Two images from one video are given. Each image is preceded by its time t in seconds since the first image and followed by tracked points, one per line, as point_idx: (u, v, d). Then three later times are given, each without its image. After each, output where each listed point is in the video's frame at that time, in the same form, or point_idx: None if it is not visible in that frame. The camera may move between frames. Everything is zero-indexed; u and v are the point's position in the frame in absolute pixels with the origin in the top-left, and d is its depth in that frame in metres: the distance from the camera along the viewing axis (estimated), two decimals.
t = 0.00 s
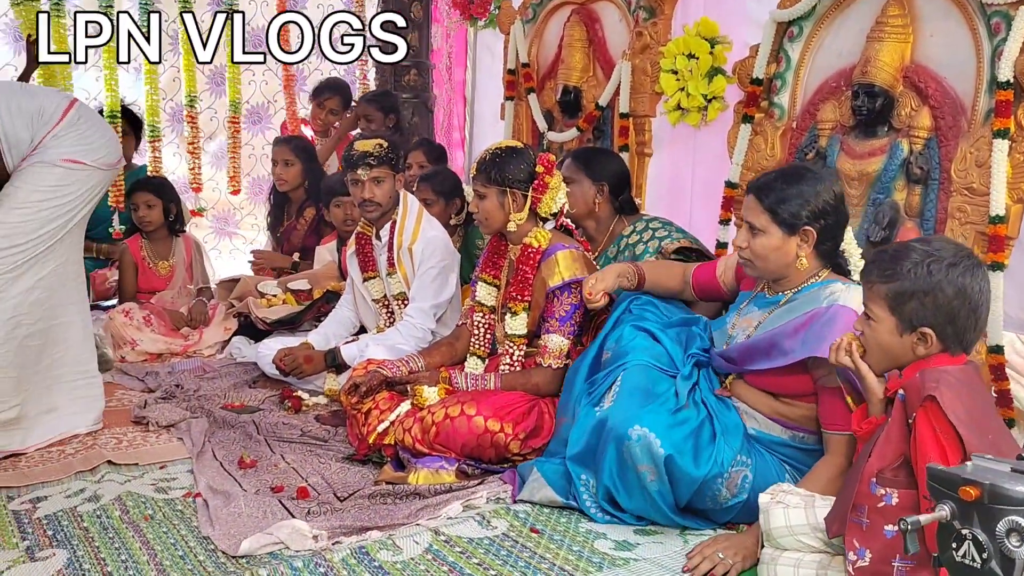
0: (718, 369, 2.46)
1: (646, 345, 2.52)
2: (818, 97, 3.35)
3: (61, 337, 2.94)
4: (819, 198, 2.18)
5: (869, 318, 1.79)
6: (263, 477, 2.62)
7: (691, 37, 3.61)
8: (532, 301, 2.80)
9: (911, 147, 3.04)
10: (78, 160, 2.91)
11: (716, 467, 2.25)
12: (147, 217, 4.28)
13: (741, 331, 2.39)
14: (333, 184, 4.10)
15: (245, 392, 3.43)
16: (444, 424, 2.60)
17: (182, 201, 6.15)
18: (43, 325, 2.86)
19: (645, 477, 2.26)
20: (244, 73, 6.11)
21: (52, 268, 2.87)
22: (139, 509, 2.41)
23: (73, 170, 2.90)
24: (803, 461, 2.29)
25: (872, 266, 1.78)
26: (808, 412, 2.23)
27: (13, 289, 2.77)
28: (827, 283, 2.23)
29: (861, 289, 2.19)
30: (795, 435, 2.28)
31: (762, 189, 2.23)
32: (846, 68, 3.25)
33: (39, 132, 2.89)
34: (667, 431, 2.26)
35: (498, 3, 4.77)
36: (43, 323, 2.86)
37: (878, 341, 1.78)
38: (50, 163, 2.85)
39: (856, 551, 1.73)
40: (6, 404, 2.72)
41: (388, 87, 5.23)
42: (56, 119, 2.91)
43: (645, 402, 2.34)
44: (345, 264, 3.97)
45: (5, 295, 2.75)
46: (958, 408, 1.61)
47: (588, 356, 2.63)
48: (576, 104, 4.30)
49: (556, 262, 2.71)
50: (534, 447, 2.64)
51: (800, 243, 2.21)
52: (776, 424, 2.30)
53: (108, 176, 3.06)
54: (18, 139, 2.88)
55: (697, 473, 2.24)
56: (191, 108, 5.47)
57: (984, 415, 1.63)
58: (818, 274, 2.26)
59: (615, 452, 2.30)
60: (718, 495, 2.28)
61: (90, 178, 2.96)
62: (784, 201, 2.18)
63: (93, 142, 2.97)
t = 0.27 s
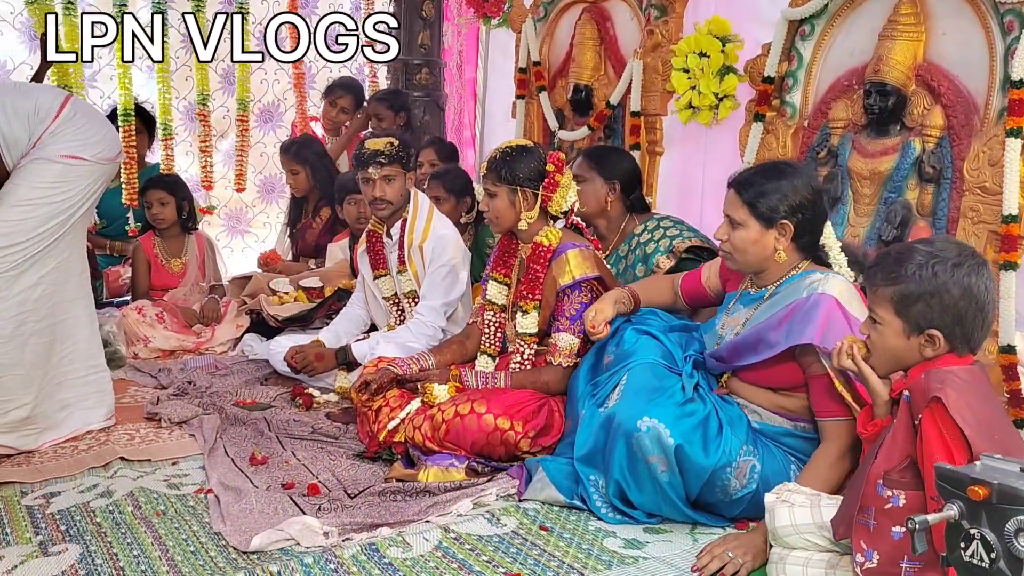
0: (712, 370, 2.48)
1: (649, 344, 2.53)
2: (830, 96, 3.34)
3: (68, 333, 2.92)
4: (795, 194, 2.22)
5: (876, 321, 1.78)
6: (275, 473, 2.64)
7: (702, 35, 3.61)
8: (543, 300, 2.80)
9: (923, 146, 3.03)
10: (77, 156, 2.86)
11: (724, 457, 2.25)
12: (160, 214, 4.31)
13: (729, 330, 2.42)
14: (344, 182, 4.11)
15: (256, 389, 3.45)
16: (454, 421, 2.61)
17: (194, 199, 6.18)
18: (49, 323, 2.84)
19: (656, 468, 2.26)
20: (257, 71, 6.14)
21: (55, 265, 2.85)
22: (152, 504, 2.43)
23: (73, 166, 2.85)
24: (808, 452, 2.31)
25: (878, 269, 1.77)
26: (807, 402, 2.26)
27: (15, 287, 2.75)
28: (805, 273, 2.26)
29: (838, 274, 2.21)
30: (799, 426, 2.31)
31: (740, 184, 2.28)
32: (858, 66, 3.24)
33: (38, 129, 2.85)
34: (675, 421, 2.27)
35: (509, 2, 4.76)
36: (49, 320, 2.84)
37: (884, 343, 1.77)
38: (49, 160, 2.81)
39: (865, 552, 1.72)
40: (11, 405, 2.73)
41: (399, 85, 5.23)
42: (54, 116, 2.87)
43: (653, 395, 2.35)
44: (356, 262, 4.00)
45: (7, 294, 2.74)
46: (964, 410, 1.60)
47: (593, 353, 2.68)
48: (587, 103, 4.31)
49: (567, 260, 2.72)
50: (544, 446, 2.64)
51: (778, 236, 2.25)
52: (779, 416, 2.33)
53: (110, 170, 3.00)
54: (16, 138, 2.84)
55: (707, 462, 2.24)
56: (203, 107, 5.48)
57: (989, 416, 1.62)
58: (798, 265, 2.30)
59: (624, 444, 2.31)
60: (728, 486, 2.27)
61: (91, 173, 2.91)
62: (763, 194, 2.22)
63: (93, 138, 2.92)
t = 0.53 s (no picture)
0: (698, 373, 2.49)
1: (648, 345, 2.52)
2: (839, 96, 3.33)
3: (79, 329, 2.92)
4: (761, 193, 2.24)
5: (877, 324, 1.78)
6: (283, 472, 2.65)
7: (711, 35, 3.59)
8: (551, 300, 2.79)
9: (934, 146, 3.02)
10: (79, 150, 2.85)
11: (722, 446, 2.25)
12: (170, 213, 4.32)
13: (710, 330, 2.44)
14: (352, 182, 4.12)
15: (264, 388, 3.46)
16: (462, 421, 2.61)
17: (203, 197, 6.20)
18: (61, 318, 2.85)
19: (654, 457, 2.28)
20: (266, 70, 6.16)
21: (63, 261, 2.85)
22: (160, 502, 2.44)
23: (75, 160, 2.85)
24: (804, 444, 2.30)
25: (880, 270, 1.77)
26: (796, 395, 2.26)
27: (23, 283, 2.76)
28: (777, 267, 2.29)
29: (805, 267, 2.24)
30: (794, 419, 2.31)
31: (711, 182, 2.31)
32: (868, 66, 3.22)
33: (38, 123, 2.83)
34: (672, 410, 2.28)
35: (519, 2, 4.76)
36: (60, 316, 2.85)
37: (886, 346, 1.77)
38: (50, 155, 2.80)
39: (870, 555, 1.71)
40: (19, 401, 2.74)
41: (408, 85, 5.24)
42: (56, 110, 2.86)
43: (650, 388, 2.37)
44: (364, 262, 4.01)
45: (15, 291, 2.74)
46: (963, 412, 1.58)
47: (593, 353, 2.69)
48: (596, 103, 4.30)
49: (575, 261, 2.72)
50: (552, 445, 2.64)
51: (744, 235, 2.29)
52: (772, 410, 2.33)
53: (113, 162, 3.00)
54: (16, 131, 2.83)
55: (705, 450, 2.25)
56: (211, 106, 5.49)
57: (992, 418, 1.60)
58: (769, 261, 2.32)
59: (622, 436, 2.32)
60: (728, 477, 2.27)
61: (92, 166, 2.90)
62: (731, 195, 2.25)
63: (95, 131, 2.92)
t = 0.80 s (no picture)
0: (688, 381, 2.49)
1: (646, 353, 2.52)
2: (846, 99, 3.32)
3: (86, 328, 2.93)
4: (737, 200, 2.26)
5: (876, 328, 1.77)
6: (286, 473, 2.64)
7: (718, 38, 3.59)
8: (556, 302, 2.79)
9: (940, 150, 3.01)
10: (84, 150, 2.85)
11: (721, 447, 2.24)
12: (176, 213, 4.33)
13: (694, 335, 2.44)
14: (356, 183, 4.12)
15: (268, 388, 3.46)
16: (466, 422, 2.60)
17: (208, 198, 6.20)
18: (69, 318, 2.85)
19: (653, 461, 2.27)
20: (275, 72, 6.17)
21: (70, 262, 2.85)
22: (163, 502, 2.44)
23: (79, 160, 2.84)
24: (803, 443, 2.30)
25: (880, 274, 1.76)
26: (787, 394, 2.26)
27: (30, 283, 2.76)
28: (751, 267, 2.29)
29: (778, 265, 2.24)
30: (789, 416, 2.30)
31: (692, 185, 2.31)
32: (875, 69, 3.22)
33: (43, 122, 2.83)
34: (668, 413, 2.28)
35: (525, 3, 4.76)
36: (68, 316, 2.85)
37: (886, 351, 1.76)
38: (54, 154, 2.80)
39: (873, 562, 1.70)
40: (25, 400, 2.75)
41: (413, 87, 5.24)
42: (61, 108, 2.86)
43: (646, 392, 2.36)
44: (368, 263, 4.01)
45: (23, 291, 2.74)
46: (962, 417, 1.57)
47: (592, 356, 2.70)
48: (602, 105, 4.30)
49: (580, 263, 2.71)
50: (557, 446, 2.63)
51: (719, 240, 2.30)
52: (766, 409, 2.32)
53: (118, 161, 2.99)
54: (21, 128, 2.84)
55: (703, 451, 2.24)
56: (217, 107, 5.50)
57: (992, 423, 1.58)
58: (745, 263, 2.33)
59: (619, 440, 2.31)
60: (729, 478, 2.26)
61: (97, 166, 2.89)
62: (706, 200, 2.26)
63: (100, 130, 2.91)
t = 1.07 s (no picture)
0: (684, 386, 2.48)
1: (644, 358, 2.50)
2: (849, 102, 3.32)
3: (92, 327, 2.93)
4: (733, 202, 2.26)
5: (879, 331, 1.76)
6: (288, 474, 2.64)
7: (721, 40, 3.58)
8: (558, 304, 2.79)
9: (944, 153, 3.01)
10: (83, 150, 2.84)
11: (721, 450, 2.24)
12: (179, 214, 4.33)
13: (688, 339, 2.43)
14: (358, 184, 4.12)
15: (270, 389, 3.46)
16: (468, 424, 2.60)
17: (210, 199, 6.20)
18: (75, 317, 2.85)
19: (653, 466, 2.26)
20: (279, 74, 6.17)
21: (74, 262, 2.85)
22: (165, 502, 2.44)
23: (80, 160, 2.84)
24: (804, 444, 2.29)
25: (880, 278, 1.75)
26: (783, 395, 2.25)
27: (35, 284, 2.76)
28: (743, 269, 2.29)
29: (767, 266, 2.24)
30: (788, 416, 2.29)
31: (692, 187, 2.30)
32: (878, 72, 3.22)
33: (43, 121, 2.83)
34: (666, 417, 2.27)
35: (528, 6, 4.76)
36: (73, 316, 2.85)
37: (889, 355, 1.75)
38: (54, 154, 2.79)
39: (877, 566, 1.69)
40: (28, 400, 2.75)
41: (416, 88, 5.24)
42: (61, 108, 2.86)
43: (644, 397, 2.36)
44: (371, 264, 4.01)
45: (27, 291, 2.75)
46: (969, 420, 1.56)
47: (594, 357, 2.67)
48: (605, 107, 4.30)
49: (582, 264, 2.71)
50: (559, 448, 2.62)
51: (717, 241, 2.29)
52: (764, 410, 2.31)
53: (119, 159, 2.99)
54: (20, 126, 2.84)
55: (703, 455, 2.23)
56: (220, 108, 5.50)
57: (998, 427, 1.57)
58: (734, 266, 2.32)
59: (618, 446, 2.30)
60: (730, 481, 2.25)
61: (97, 166, 2.89)
62: (704, 202, 2.25)
63: (101, 129, 2.91)
